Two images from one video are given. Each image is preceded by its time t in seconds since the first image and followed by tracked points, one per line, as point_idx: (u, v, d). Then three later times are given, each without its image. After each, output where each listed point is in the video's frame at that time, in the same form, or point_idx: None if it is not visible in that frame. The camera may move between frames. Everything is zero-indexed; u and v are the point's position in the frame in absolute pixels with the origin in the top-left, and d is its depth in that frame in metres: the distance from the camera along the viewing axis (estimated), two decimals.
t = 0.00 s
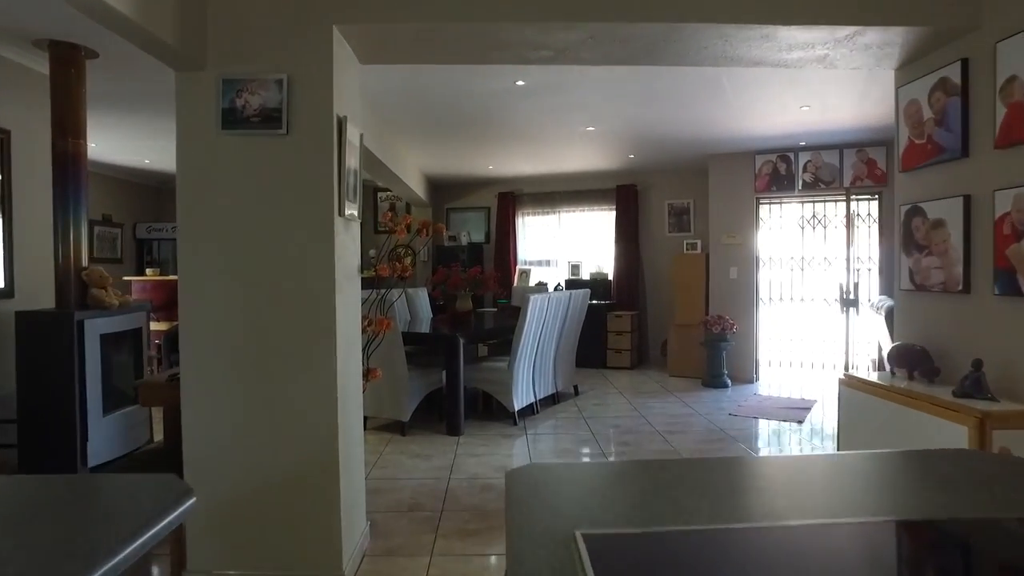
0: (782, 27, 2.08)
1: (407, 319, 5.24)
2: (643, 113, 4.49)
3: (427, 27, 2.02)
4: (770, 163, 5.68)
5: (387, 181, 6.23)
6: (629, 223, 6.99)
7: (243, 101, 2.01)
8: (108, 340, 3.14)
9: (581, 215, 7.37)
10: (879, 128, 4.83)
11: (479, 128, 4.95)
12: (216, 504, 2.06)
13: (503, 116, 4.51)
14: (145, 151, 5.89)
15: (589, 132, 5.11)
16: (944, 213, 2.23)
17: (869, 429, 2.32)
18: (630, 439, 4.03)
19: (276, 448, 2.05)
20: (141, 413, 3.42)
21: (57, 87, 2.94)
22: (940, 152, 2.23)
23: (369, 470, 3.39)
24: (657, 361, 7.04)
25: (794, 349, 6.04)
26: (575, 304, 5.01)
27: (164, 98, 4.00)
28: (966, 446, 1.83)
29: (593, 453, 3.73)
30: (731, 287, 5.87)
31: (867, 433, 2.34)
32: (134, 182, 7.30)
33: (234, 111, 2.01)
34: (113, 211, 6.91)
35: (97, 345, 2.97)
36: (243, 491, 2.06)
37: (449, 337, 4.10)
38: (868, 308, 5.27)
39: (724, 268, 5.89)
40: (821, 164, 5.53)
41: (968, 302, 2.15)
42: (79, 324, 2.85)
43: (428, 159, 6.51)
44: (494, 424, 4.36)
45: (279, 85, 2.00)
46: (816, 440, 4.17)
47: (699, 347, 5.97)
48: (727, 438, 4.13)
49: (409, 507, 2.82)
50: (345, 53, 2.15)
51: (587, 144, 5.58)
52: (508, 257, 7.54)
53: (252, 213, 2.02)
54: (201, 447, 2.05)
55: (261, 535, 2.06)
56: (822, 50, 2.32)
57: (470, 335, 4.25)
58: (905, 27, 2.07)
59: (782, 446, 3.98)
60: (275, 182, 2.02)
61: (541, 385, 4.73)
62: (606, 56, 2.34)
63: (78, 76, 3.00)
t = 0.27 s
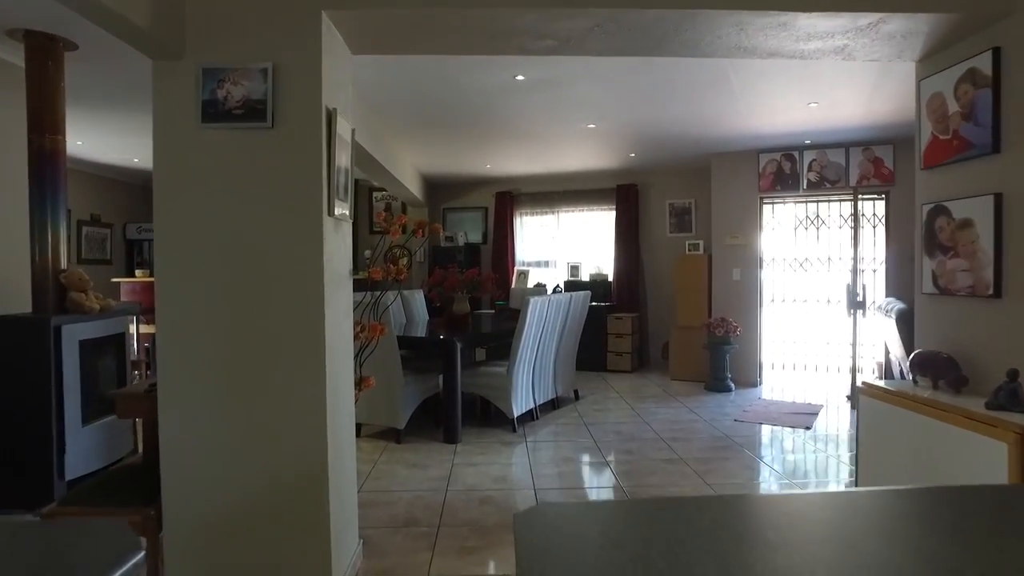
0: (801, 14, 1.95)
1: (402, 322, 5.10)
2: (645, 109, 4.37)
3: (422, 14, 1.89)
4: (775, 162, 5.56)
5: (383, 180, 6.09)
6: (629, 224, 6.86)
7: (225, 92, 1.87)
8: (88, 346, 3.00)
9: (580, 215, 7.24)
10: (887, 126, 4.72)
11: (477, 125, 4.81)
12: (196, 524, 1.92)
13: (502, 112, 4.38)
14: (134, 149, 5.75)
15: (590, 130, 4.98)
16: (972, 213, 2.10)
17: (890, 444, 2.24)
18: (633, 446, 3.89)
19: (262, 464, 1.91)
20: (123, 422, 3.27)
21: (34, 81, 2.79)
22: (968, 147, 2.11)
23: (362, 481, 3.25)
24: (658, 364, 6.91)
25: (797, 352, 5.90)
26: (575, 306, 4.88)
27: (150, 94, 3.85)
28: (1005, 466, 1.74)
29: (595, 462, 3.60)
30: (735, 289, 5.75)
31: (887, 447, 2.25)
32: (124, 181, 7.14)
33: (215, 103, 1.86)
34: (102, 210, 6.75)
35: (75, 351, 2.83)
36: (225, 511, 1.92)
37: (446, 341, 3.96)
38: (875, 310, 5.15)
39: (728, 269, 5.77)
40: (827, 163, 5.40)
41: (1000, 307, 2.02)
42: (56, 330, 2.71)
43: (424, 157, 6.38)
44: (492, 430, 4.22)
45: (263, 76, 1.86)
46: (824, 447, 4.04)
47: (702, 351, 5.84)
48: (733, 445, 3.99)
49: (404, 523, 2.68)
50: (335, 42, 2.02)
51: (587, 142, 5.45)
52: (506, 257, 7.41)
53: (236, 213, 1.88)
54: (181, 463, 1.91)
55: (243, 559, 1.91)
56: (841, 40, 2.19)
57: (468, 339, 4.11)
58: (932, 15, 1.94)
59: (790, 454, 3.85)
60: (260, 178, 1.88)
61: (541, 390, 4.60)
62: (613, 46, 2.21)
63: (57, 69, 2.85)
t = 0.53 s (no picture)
0: None
1: (399, 325, 4.97)
2: (650, 104, 4.25)
3: None
4: (780, 160, 5.43)
5: (380, 179, 5.96)
6: (631, 223, 6.74)
7: (206, 80, 1.73)
8: (71, 351, 2.87)
9: (581, 215, 7.12)
10: (896, 123, 4.60)
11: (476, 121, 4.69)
12: (176, 544, 1.78)
13: (502, 107, 4.26)
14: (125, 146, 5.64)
15: (593, 127, 4.86)
16: (1004, 210, 1.97)
17: (909, 452, 2.14)
18: (638, 453, 3.76)
19: (248, 477, 1.78)
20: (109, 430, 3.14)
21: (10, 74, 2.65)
22: (1000, 141, 1.98)
23: (357, 491, 3.12)
24: (661, 366, 6.79)
25: (806, 353, 5.71)
26: (577, 308, 4.76)
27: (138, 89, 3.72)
28: None
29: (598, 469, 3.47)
30: (740, 290, 5.63)
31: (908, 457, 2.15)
32: (116, 181, 7.00)
33: (196, 92, 1.73)
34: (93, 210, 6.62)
35: (56, 357, 2.70)
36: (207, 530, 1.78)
37: (444, 344, 3.83)
38: (884, 311, 5.04)
39: (732, 269, 5.65)
40: (835, 161, 5.26)
41: None
42: (34, 334, 2.59)
43: (422, 155, 6.26)
44: (492, 436, 4.09)
45: (248, 62, 1.72)
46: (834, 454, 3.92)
47: (706, 353, 5.72)
48: (741, 451, 3.86)
49: (401, 537, 2.55)
50: (326, 27, 1.88)
51: (589, 139, 5.34)
52: (505, 257, 7.28)
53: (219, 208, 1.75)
54: (160, 476, 1.78)
55: None
56: (864, 27, 2.06)
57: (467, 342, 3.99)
58: None
59: (800, 461, 3.72)
60: (244, 171, 1.74)
61: (542, 394, 4.47)
62: (622, 34, 2.09)
63: (36, 62, 2.70)
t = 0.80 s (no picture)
0: None
1: (397, 326, 4.83)
2: (655, 99, 4.12)
3: None
4: (789, 157, 5.30)
5: (377, 176, 5.82)
6: (635, 222, 6.62)
7: (187, 63, 1.59)
8: (51, 355, 2.72)
9: (583, 213, 6.98)
10: (910, 118, 4.48)
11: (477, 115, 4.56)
12: (154, 567, 1.63)
13: (503, 100, 4.13)
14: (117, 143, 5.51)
15: (597, 122, 4.73)
16: None
17: (941, 464, 1.96)
18: (645, 459, 3.62)
19: (233, 494, 1.64)
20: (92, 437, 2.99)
21: None
22: None
23: (354, 502, 2.98)
24: (665, 368, 6.65)
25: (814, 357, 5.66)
26: (581, 308, 4.63)
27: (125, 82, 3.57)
28: None
29: (603, 477, 3.33)
30: (747, 290, 5.49)
31: (935, 468, 1.98)
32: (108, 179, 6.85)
33: (175, 75, 1.59)
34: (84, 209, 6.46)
35: (33, 361, 2.55)
36: (188, 552, 1.64)
37: (444, 347, 3.69)
38: (896, 312, 4.90)
39: (739, 268, 5.51)
40: (844, 158, 5.13)
41: None
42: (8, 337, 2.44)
43: (421, 151, 6.12)
44: (494, 442, 3.95)
45: (232, 43, 1.58)
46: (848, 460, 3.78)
47: (712, 355, 5.58)
48: (752, 457, 3.73)
49: (399, 552, 2.41)
50: (318, 7, 1.74)
51: (592, 136, 5.21)
52: (506, 257, 7.14)
53: (200, 201, 1.61)
54: (136, 492, 1.63)
55: None
56: (894, 9, 1.92)
57: (468, 344, 3.85)
58: None
59: (814, 468, 3.58)
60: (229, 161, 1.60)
61: (545, 398, 4.34)
62: (636, 16, 1.95)
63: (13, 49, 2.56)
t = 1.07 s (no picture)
0: None
1: (396, 329, 4.71)
2: (661, 92, 4.02)
3: None
4: (797, 155, 5.18)
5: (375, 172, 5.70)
6: (638, 221, 6.50)
7: (166, 46, 1.46)
8: (31, 360, 2.58)
9: (586, 212, 6.86)
10: (922, 114, 4.36)
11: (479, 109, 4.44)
12: None
13: (505, 94, 4.01)
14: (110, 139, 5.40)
15: (601, 118, 4.61)
16: None
17: (974, 473, 1.84)
18: (653, 466, 3.49)
19: (217, 515, 1.51)
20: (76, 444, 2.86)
21: None
22: None
23: (351, 512, 2.85)
24: (669, 369, 6.53)
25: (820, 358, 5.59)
26: (585, 310, 4.51)
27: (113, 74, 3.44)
28: None
29: (608, 485, 3.20)
30: (754, 290, 5.37)
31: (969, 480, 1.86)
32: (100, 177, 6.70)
33: (154, 60, 1.46)
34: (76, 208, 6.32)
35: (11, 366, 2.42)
36: None
37: (445, 349, 3.56)
38: (907, 313, 4.79)
39: (746, 268, 5.39)
40: (854, 154, 5.01)
41: None
42: None
43: (420, 148, 6.00)
44: (496, 447, 3.82)
45: (216, 25, 1.45)
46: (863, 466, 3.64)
47: (719, 357, 5.46)
48: (763, 463, 3.59)
49: (398, 569, 2.28)
50: None
51: (596, 132, 5.09)
52: (506, 257, 7.02)
53: (182, 196, 1.48)
54: (110, 512, 1.49)
55: None
56: None
57: (469, 347, 3.73)
58: None
59: (827, 475, 3.45)
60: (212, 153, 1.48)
61: (549, 403, 4.21)
62: None
63: None
